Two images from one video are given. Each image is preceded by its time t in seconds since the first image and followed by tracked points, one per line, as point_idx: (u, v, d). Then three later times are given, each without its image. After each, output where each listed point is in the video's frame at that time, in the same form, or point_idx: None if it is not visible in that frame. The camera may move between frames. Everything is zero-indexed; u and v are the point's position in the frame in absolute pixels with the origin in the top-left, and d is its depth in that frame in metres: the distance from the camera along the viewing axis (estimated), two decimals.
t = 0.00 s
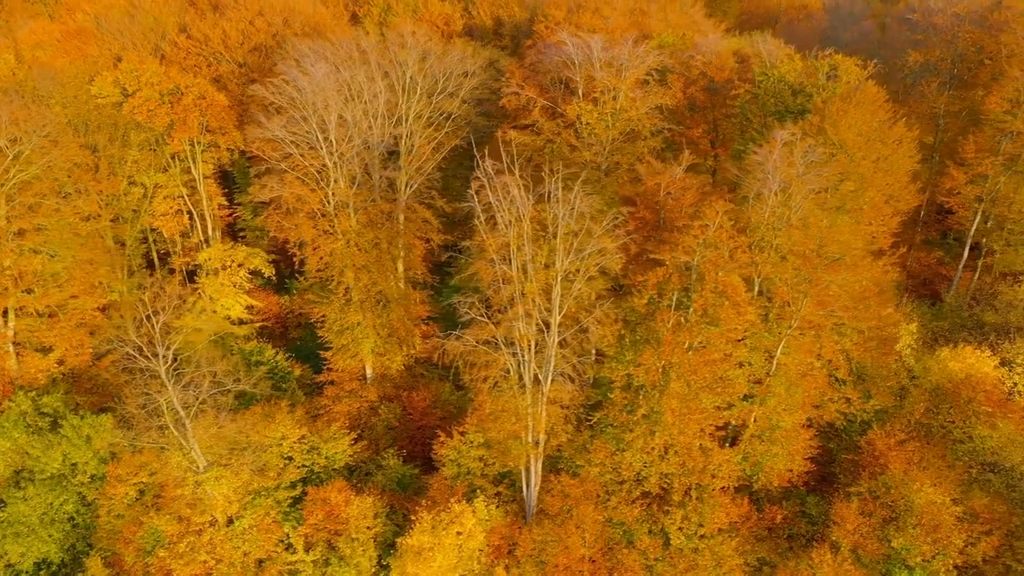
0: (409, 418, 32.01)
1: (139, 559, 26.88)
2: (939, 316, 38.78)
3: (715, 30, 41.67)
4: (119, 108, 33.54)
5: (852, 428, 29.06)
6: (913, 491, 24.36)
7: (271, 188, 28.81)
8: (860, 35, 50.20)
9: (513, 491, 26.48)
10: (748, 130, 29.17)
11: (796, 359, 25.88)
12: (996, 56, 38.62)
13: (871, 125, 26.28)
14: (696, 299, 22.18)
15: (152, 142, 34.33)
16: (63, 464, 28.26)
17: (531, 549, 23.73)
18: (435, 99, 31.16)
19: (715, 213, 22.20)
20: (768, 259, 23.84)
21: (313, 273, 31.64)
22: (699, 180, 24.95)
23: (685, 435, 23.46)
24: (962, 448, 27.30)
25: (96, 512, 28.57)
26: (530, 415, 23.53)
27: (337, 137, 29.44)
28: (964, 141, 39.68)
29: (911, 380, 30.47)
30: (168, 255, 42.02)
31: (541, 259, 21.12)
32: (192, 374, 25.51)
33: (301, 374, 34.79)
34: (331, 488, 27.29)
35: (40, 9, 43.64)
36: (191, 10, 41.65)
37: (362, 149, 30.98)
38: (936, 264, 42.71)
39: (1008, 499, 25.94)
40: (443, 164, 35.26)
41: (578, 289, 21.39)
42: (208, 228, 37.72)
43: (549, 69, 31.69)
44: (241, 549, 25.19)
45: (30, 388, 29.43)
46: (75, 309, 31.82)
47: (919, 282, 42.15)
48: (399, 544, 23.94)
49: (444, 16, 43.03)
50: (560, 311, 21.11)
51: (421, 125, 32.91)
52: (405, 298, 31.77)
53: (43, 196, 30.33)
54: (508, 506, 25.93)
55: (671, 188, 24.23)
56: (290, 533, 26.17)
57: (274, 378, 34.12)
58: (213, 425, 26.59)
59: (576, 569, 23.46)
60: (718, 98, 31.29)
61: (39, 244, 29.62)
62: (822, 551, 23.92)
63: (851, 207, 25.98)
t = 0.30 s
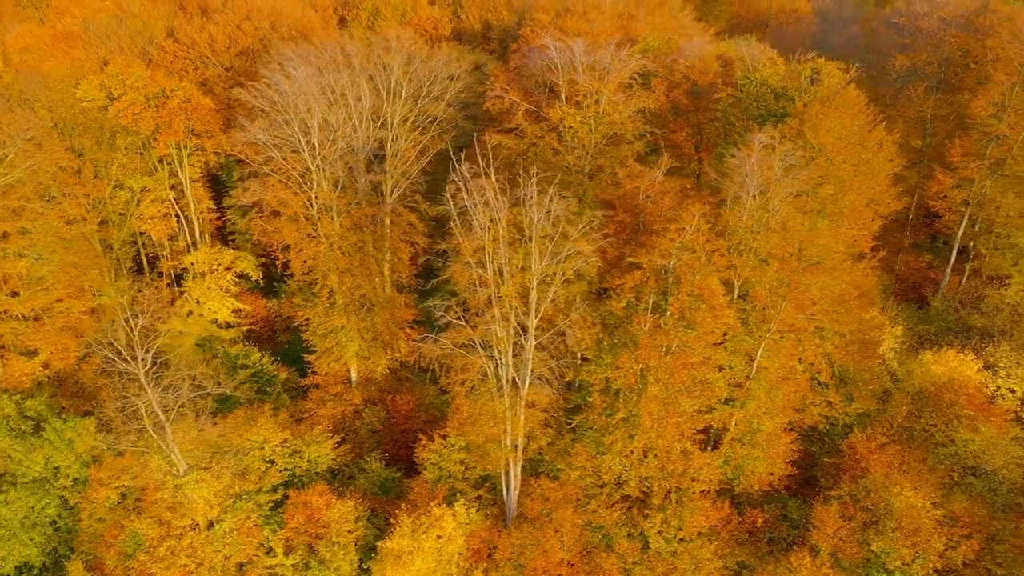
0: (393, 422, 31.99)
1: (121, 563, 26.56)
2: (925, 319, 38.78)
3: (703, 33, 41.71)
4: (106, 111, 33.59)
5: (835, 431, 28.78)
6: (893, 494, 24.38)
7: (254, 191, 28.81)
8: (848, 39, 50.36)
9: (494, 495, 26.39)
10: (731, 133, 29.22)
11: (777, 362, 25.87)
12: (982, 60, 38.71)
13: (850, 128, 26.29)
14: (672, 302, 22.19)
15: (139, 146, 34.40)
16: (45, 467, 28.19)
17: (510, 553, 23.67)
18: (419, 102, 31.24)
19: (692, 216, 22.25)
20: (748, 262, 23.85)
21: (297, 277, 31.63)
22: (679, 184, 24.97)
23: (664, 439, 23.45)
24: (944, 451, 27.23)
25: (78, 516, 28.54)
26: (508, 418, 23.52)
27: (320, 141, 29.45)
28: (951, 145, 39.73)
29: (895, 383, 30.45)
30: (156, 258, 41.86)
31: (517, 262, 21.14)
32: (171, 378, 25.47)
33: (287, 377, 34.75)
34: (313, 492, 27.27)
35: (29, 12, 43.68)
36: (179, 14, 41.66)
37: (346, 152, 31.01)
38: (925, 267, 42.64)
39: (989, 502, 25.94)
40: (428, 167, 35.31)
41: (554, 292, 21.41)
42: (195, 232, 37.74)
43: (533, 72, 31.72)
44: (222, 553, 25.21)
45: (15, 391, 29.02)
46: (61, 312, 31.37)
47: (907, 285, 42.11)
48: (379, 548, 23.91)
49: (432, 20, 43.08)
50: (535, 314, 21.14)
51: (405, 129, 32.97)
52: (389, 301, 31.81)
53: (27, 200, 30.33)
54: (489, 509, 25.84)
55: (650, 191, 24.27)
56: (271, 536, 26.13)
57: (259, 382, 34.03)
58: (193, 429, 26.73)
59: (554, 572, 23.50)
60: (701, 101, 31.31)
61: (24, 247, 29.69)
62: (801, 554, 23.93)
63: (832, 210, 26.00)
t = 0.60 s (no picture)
0: (377, 425, 32.02)
1: (102, 567, 26.00)
2: (912, 323, 38.84)
3: (691, 38, 41.82)
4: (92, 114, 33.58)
5: (817, 435, 28.70)
6: (872, 497, 24.42)
7: (236, 195, 28.82)
8: (836, 43, 50.49)
9: (474, 499, 26.32)
10: (713, 137, 29.27)
11: (757, 365, 25.83)
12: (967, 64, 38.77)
13: (829, 132, 26.35)
14: (649, 305, 22.21)
15: (126, 150, 34.46)
16: (28, 470, 28.14)
17: (489, 556, 23.64)
18: (402, 105, 31.36)
19: (668, 220, 22.31)
20: (726, 265, 23.92)
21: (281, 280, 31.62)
22: (658, 187, 25.04)
23: (642, 442, 23.45)
24: (926, 455, 27.18)
25: (59, 520, 28.24)
26: (487, 422, 23.51)
27: (302, 144, 29.49)
28: (937, 148, 39.82)
29: (878, 387, 30.44)
30: (145, 262, 41.68)
31: (493, 265, 21.11)
32: (150, 381, 25.39)
33: (273, 381, 34.78)
34: (294, 495, 27.21)
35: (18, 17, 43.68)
36: (168, 17, 41.69)
37: (330, 155, 31.07)
38: (913, 271, 42.69)
39: (970, 505, 25.95)
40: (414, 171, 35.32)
41: (530, 295, 21.41)
42: (182, 235, 37.76)
43: (517, 76, 31.76)
44: (202, 556, 24.95)
45: None
46: (46, 316, 31.15)
47: (895, 289, 42.13)
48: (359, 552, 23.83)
49: (420, 24, 43.12)
50: (511, 317, 21.12)
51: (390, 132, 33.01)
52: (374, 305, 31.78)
53: (11, 203, 30.35)
54: (469, 513, 25.78)
55: (629, 195, 24.30)
56: (251, 540, 25.98)
57: (244, 386, 34.05)
58: (172, 433, 26.66)
59: None
60: (684, 105, 31.38)
61: (10, 251, 29.88)
62: (780, 558, 23.91)
63: (811, 214, 26.08)
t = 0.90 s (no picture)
0: (360, 429, 31.97)
1: (82, 571, 25.93)
2: (899, 326, 38.85)
3: (679, 42, 41.88)
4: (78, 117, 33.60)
5: (800, 438, 28.65)
6: (852, 501, 24.37)
7: (218, 198, 28.79)
8: (825, 48, 50.62)
9: (455, 502, 26.25)
10: (696, 141, 29.29)
11: (738, 368, 25.80)
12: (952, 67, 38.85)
13: (809, 136, 26.40)
14: (625, 308, 22.14)
15: (112, 154, 34.46)
16: (10, 474, 28.32)
17: (467, 560, 23.58)
18: (386, 108, 31.40)
19: (645, 223, 22.34)
20: (705, 268, 23.93)
21: (265, 283, 31.57)
22: (637, 191, 25.05)
23: (620, 445, 23.45)
24: (908, 459, 27.13)
25: (41, 524, 28.17)
26: (465, 425, 23.41)
27: (285, 148, 29.47)
28: (923, 152, 39.89)
29: (861, 390, 30.39)
30: (133, 265, 41.18)
31: (469, 268, 21.02)
32: (130, 385, 25.35)
33: (258, 385, 34.73)
34: (275, 498, 27.15)
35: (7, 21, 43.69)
36: (157, 21, 41.71)
37: (314, 159, 31.05)
38: (901, 275, 42.72)
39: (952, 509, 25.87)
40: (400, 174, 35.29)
41: (507, 298, 21.37)
42: (170, 239, 37.46)
43: (500, 80, 31.76)
44: (182, 560, 25.08)
45: None
46: (30, 319, 31.04)
47: (883, 292, 42.16)
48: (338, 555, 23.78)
49: (408, 28, 43.19)
50: (487, 320, 21.04)
51: (375, 136, 32.99)
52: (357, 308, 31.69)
53: None
54: (449, 516, 25.69)
55: (608, 199, 24.30)
56: (232, 544, 25.97)
57: (229, 390, 34.01)
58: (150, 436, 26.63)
59: None
60: (668, 109, 31.42)
61: None
62: (760, 562, 23.84)
63: (792, 217, 26.08)
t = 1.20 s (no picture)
0: (344, 432, 32.04)
1: None
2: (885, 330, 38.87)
3: (666, 46, 41.99)
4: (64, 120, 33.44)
5: (782, 442, 28.56)
6: (832, 505, 24.37)
7: (200, 202, 28.74)
8: (814, 52, 50.70)
9: (435, 506, 26.24)
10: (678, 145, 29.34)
11: (718, 372, 25.76)
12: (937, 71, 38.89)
13: (788, 139, 26.44)
14: (602, 311, 22.04)
15: (98, 158, 34.43)
16: None
17: (446, 564, 23.54)
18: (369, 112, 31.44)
19: (622, 226, 22.34)
20: (684, 272, 23.91)
21: (249, 287, 31.55)
22: (617, 194, 25.05)
23: (599, 449, 23.46)
24: (889, 462, 27.11)
25: (23, 528, 28.12)
26: (442, 427, 23.45)
27: (268, 152, 29.44)
28: (909, 156, 39.90)
29: (844, 394, 30.39)
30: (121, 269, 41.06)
31: (444, 272, 20.93)
32: (108, 388, 25.29)
33: (244, 388, 34.70)
34: (256, 502, 27.09)
35: None
36: (145, 25, 41.70)
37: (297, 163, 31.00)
38: (889, 278, 42.78)
39: (933, 513, 25.82)
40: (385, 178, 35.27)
41: (482, 302, 21.32)
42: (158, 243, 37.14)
43: (484, 84, 31.77)
44: (162, 564, 24.86)
45: None
46: (14, 322, 31.24)
47: (870, 296, 42.20)
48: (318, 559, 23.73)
49: (397, 32, 43.22)
50: (462, 323, 20.97)
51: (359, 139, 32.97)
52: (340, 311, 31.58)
53: None
54: (430, 520, 25.65)
55: (587, 202, 24.29)
56: (213, 548, 25.87)
57: (213, 393, 33.95)
58: (131, 440, 26.53)
59: None
60: (651, 113, 31.40)
61: None
62: (739, 566, 23.82)
63: (771, 220, 26.09)
